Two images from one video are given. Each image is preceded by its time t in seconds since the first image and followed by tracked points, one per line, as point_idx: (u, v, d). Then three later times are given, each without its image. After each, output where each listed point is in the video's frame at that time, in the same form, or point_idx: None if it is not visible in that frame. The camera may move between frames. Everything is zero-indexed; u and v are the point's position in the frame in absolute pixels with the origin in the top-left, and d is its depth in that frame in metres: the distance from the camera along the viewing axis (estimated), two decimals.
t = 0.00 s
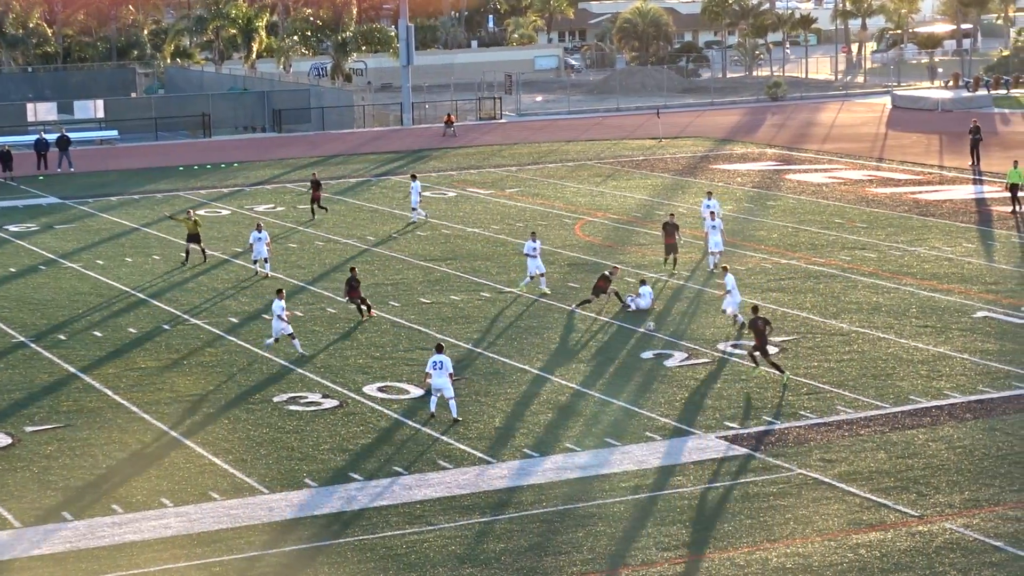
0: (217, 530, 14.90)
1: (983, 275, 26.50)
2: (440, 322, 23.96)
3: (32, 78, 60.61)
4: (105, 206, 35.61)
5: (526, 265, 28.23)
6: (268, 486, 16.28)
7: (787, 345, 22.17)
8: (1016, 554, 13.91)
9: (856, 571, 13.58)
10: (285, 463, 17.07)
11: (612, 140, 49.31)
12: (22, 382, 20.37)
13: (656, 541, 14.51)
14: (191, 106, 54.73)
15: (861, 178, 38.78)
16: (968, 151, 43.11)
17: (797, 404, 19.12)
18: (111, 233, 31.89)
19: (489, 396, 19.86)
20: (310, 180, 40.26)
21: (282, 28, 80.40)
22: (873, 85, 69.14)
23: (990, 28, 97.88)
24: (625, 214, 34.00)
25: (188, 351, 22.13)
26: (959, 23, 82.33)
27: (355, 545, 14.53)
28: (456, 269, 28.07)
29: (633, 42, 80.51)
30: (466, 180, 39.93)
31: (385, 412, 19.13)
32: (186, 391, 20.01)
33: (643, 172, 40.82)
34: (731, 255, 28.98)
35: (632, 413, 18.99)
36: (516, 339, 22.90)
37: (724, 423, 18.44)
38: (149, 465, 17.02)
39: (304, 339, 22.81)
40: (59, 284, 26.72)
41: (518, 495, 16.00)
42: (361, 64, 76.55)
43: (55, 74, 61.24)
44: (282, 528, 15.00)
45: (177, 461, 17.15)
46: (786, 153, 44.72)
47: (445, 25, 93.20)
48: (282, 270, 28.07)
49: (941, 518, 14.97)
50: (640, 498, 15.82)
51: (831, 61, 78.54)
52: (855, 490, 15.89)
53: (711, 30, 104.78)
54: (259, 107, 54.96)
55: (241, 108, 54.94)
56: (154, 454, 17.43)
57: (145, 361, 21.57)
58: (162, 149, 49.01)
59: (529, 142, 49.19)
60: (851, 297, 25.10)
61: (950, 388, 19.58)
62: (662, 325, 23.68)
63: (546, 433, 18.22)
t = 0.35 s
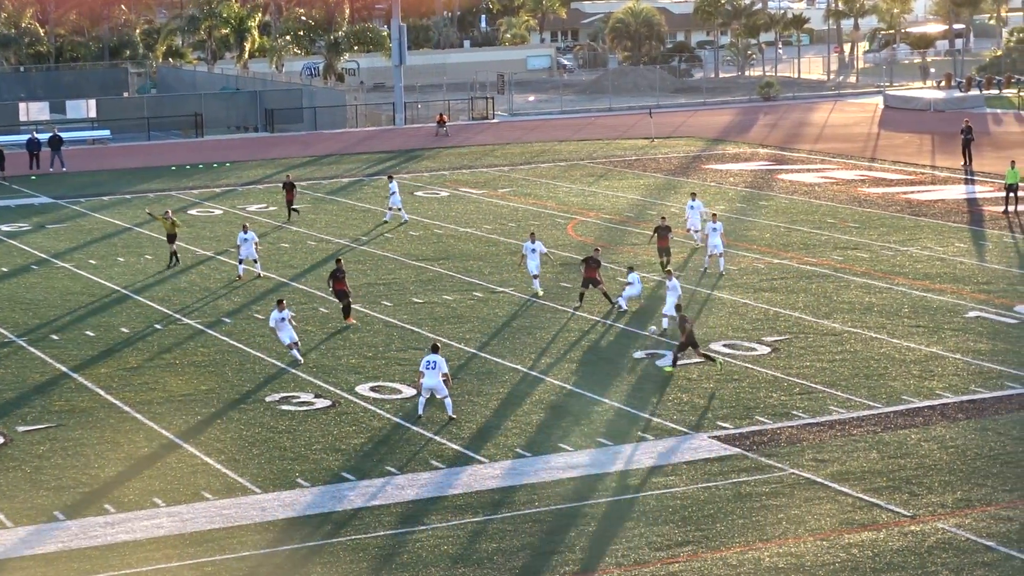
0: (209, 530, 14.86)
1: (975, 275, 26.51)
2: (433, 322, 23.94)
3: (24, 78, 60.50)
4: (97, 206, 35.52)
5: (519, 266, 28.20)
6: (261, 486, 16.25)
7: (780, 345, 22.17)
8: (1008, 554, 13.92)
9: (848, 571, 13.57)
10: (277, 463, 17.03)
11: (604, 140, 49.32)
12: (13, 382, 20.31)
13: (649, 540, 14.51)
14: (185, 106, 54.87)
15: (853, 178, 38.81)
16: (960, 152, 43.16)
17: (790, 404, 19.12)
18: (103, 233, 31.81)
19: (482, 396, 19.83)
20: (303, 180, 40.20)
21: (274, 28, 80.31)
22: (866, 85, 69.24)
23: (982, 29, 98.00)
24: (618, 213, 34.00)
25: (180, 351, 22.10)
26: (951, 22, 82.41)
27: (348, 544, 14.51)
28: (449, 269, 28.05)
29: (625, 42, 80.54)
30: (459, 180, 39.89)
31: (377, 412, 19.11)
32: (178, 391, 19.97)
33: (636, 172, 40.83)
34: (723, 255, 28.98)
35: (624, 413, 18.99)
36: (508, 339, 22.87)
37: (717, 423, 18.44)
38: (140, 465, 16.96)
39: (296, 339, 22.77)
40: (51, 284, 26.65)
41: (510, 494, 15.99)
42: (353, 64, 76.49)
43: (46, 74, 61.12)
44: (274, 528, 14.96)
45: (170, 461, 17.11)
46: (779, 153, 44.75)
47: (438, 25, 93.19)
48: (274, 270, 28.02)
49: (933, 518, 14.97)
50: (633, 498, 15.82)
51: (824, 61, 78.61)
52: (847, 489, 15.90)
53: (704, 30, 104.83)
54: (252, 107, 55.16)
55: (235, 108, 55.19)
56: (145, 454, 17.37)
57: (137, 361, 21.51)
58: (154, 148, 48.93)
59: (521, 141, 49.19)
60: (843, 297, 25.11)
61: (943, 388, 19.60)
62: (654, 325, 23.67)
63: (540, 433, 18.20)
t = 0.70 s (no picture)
0: (205, 530, 14.85)
1: (973, 276, 26.52)
2: (431, 321, 23.93)
3: (21, 77, 60.48)
4: (94, 206, 35.49)
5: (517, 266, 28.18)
6: (258, 486, 16.23)
7: (777, 345, 22.17)
8: (1005, 554, 13.92)
9: (845, 571, 13.56)
10: (274, 462, 17.02)
11: (602, 140, 49.32)
12: (9, 382, 20.28)
13: (646, 540, 14.50)
14: (182, 106, 54.91)
15: (850, 178, 38.83)
16: (957, 152, 43.16)
17: (787, 404, 19.12)
18: (100, 233, 31.78)
19: (480, 396, 19.82)
20: (300, 179, 40.18)
21: (272, 28, 80.32)
22: (863, 85, 69.29)
23: (979, 29, 98.08)
24: (616, 213, 34.00)
25: (177, 350, 22.08)
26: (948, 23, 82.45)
27: (345, 544, 14.49)
28: (447, 269, 28.04)
29: (623, 42, 80.55)
30: (457, 180, 39.88)
31: (374, 411, 19.09)
32: (175, 391, 19.95)
33: (634, 172, 40.86)
34: (721, 255, 28.98)
35: (622, 413, 18.98)
36: (506, 339, 22.87)
37: (715, 423, 18.43)
38: (137, 465, 16.95)
39: (293, 339, 22.75)
40: (49, 284, 26.63)
41: (508, 494, 15.98)
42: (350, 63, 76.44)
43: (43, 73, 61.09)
44: (271, 528, 14.93)
45: (167, 461, 17.09)
46: (777, 153, 44.79)
47: (436, 25, 93.19)
48: (272, 270, 28.00)
49: (930, 518, 14.98)
50: (630, 498, 15.82)
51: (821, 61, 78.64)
52: (844, 489, 15.90)
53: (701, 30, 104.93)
54: (249, 106, 55.20)
55: (231, 108, 55.28)
56: (142, 454, 17.35)
57: (134, 360, 21.49)
58: (151, 148, 48.93)
59: (519, 141, 49.20)
60: (841, 298, 25.11)
61: (940, 388, 19.61)
62: (651, 325, 23.66)
63: (539, 433, 18.19)
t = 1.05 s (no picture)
0: (226, 526, 14.95)
1: (995, 274, 26.45)
2: (452, 318, 24.01)
3: (42, 74, 60.81)
4: (116, 202, 35.69)
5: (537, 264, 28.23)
6: (279, 483, 16.32)
7: (798, 343, 22.16)
8: None
9: (867, 570, 13.56)
10: (295, 459, 17.11)
11: (622, 138, 49.33)
12: (31, 377, 20.45)
13: (667, 538, 14.54)
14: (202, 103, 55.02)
15: (871, 176, 38.77)
16: (978, 150, 43.02)
17: (808, 403, 19.12)
18: (121, 229, 31.98)
19: (500, 393, 19.89)
20: (321, 177, 40.31)
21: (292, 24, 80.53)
22: (884, 83, 69.11)
23: (1001, 27, 97.59)
24: (636, 211, 34.03)
25: (198, 347, 22.21)
26: (969, 21, 82.09)
27: (366, 542, 14.56)
28: (467, 266, 28.11)
29: (643, 39, 80.50)
30: (477, 177, 39.95)
31: (395, 408, 19.17)
32: (196, 387, 20.08)
33: (654, 169, 40.88)
34: (741, 253, 28.98)
35: (643, 411, 19.00)
36: (526, 337, 22.92)
37: (736, 421, 18.44)
38: (158, 461, 17.07)
39: (314, 336, 22.85)
40: (70, 280, 26.82)
41: (528, 492, 16.04)
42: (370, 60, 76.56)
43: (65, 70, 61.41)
44: (292, 525, 15.02)
45: (189, 457, 17.21)
46: (797, 150, 44.75)
47: (456, 23, 93.32)
48: (293, 267, 28.11)
49: (952, 517, 14.96)
50: (651, 495, 15.86)
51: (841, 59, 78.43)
52: (866, 488, 15.90)
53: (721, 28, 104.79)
54: (269, 103, 55.12)
55: (252, 104, 55.22)
56: (163, 450, 17.48)
57: (155, 357, 21.63)
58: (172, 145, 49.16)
59: (539, 139, 49.24)
60: (862, 296, 25.06)
61: (962, 387, 19.57)
62: (672, 322, 23.68)
63: (559, 430, 18.24)
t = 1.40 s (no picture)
0: (286, 520, 15.22)
1: None
2: (511, 314, 24.18)
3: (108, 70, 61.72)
4: (180, 197, 36.24)
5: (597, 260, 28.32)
6: (339, 477, 16.58)
7: (860, 341, 22.08)
8: None
9: (929, 569, 13.53)
10: (355, 454, 17.36)
11: (682, 134, 49.24)
12: (94, 371, 20.87)
13: (727, 536, 14.60)
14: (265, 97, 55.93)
15: (935, 173, 38.44)
16: None
17: (870, 401, 19.07)
18: (185, 224, 32.48)
19: (558, 389, 20.02)
20: (382, 172, 40.65)
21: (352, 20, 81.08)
22: (948, 79, 68.36)
23: None
24: (696, 208, 33.99)
25: (260, 341, 22.55)
26: None
27: (427, 536, 14.75)
28: (527, 262, 28.27)
29: (705, 35, 80.20)
30: (538, 173, 40.09)
31: (454, 404, 19.37)
32: (258, 381, 20.41)
33: (715, 166, 40.80)
34: (802, 250, 28.88)
35: (702, 408, 19.05)
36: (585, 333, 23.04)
37: (797, 418, 18.44)
38: (220, 455, 17.39)
39: (375, 332, 23.11)
40: (134, 273, 27.32)
41: (588, 488, 16.17)
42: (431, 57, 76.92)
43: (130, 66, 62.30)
44: (351, 519, 15.26)
45: (249, 451, 17.52)
46: (859, 147, 44.45)
47: (517, 19, 93.50)
48: (354, 262, 28.41)
49: (1015, 516, 14.88)
50: (711, 492, 15.92)
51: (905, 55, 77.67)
52: (928, 487, 15.85)
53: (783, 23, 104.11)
54: (331, 98, 56.23)
55: (314, 99, 56.26)
56: (224, 444, 17.80)
57: (217, 351, 22.00)
58: (235, 140, 49.79)
59: (599, 135, 49.28)
60: (924, 293, 24.91)
61: None
62: (732, 319, 23.68)
63: (617, 427, 18.34)
